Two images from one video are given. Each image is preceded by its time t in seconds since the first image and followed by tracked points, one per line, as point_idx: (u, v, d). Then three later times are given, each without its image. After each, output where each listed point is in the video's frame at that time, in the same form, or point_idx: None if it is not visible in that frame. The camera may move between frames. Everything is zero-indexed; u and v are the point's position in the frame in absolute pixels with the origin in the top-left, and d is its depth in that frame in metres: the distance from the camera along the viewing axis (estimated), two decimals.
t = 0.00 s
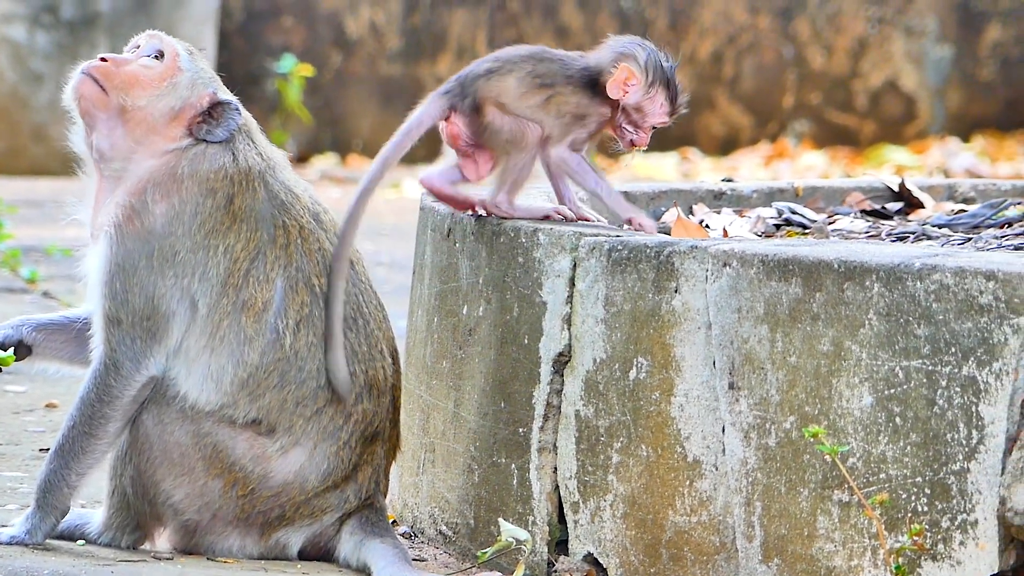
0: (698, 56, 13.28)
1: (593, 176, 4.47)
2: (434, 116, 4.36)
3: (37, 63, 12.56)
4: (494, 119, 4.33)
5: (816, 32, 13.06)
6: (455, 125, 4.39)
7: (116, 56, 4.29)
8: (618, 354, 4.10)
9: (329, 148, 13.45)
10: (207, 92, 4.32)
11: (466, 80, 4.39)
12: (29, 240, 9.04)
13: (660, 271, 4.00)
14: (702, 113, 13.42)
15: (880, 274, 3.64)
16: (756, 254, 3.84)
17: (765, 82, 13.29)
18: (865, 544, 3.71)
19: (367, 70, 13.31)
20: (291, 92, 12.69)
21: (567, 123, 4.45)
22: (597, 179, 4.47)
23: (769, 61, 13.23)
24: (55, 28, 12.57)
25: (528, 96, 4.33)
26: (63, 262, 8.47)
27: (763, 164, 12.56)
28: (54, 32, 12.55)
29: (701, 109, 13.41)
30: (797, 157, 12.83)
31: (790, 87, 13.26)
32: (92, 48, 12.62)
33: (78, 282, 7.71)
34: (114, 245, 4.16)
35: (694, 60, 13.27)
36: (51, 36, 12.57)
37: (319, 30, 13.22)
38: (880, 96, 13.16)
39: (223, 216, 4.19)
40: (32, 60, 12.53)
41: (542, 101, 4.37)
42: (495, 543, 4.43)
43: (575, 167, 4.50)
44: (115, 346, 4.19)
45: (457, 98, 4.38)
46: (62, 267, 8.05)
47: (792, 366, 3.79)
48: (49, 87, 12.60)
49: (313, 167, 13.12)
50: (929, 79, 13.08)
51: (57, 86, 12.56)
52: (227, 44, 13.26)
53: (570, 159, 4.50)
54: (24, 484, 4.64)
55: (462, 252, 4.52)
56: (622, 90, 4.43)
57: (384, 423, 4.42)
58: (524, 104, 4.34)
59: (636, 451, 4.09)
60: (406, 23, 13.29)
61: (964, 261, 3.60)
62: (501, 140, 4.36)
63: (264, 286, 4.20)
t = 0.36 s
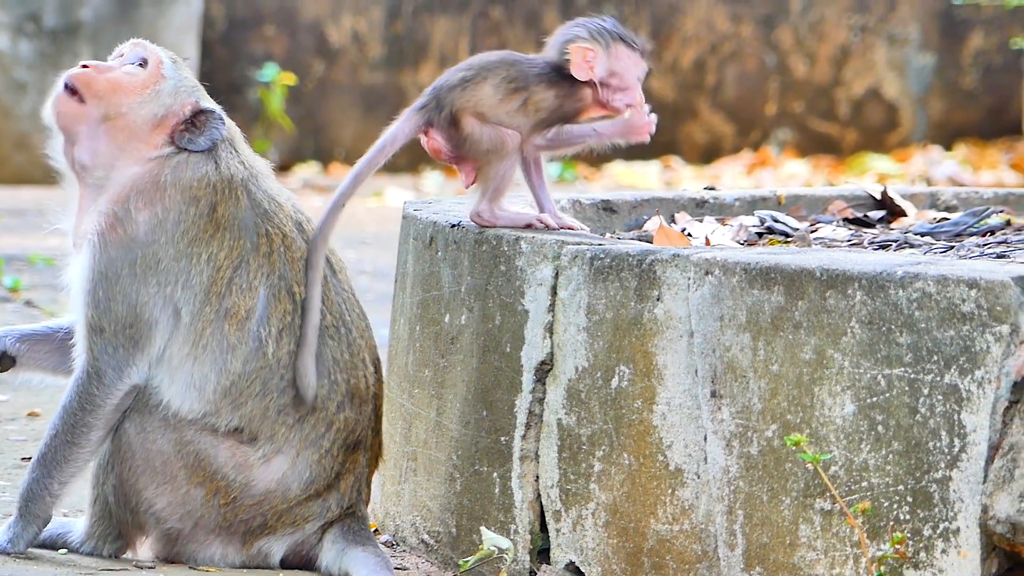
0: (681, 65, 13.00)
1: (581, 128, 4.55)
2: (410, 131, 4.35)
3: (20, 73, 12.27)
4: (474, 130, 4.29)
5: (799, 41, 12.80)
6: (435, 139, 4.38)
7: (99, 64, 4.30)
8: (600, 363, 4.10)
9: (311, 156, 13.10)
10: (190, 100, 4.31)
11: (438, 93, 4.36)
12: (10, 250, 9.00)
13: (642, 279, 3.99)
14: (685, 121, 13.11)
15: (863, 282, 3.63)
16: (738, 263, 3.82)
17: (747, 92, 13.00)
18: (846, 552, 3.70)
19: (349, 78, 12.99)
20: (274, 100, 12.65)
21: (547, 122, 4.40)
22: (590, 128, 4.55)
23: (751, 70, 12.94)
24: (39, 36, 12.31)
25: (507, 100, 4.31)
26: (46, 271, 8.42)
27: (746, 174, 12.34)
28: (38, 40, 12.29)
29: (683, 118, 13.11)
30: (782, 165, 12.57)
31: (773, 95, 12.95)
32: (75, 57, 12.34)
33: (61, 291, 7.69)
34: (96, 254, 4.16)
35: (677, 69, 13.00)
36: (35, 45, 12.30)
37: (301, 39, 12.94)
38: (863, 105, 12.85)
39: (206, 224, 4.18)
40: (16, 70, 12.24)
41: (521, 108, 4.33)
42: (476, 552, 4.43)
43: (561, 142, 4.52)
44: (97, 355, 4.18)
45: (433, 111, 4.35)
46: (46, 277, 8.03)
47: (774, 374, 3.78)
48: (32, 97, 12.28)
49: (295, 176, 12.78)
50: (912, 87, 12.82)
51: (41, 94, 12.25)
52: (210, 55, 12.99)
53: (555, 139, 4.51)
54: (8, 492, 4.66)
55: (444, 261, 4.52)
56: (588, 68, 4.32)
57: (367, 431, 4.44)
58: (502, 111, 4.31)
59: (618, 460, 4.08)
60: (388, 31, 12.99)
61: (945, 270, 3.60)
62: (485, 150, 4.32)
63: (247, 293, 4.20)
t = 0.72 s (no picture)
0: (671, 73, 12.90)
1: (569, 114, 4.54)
2: (400, 144, 4.34)
3: (10, 82, 12.25)
4: (464, 139, 4.28)
5: (789, 48, 12.69)
6: (426, 152, 4.37)
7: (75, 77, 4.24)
8: (591, 370, 4.10)
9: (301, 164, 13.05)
10: (171, 107, 4.27)
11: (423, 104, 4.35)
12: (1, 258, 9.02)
13: (634, 287, 3.99)
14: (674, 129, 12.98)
15: (854, 290, 3.63)
16: (729, 271, 3.83)
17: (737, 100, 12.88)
18: (839, 560, 3.70)
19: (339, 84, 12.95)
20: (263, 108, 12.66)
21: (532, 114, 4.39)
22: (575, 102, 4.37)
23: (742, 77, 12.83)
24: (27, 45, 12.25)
25: (492, 104, 4.29)
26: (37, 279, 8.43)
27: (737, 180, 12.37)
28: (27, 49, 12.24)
29: (671, 124, 12.98)
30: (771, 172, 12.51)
31: (763, 103, 12.84)
32: (65, 65, 12.29)
33: (53, 298, 7.69)
34: (86, 263, 4.15)
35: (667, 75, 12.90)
36: (24, 53, 12.25)
37: (292, 47, 12.92)
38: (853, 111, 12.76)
39: (196, 234, 4.19)
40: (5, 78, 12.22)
41: (505, 109, 4.32)
42: (469, 560, 4.44)
43: (547, 124, 4.39)
44: (88, 364, 4.17)
45: (419, 124, 4.35)
46: (37, 284, 8.03)
47: (765, 382, 3.78)
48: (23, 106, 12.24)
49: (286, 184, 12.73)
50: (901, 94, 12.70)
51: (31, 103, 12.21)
52: (200, 62, 12.94)
53: (540, 122, 4.39)
54: None
55: (435, 269, 4.52)
56: (565, 54, 4.33)
57: (359, 440, 4.45)
58: (489, 116, 4.29)
59: (610, 467, 4.08)
60: (377, 39, 12.91)
61: (937, 277, 3.61)
62: (477, 159, 4.32)
63: (238, 302, 4.20)
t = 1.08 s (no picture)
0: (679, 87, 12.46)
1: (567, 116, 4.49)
2: (404, 165, 4.36)
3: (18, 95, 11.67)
4: (467, 153, 4.32)
5: (796, 65, 12.37)
6: (432, 170, 4.39)
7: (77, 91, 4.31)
8: (599, 386, 4.09)
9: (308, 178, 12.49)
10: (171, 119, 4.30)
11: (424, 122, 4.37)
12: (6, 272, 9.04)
13: (641, 302, 3.98)
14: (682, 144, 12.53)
15: (861, 304, 3.64)
16: (736, 285, 3.83)
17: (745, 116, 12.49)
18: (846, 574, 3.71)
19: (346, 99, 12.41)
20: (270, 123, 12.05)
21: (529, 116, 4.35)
22: (566, 94, 4.29)
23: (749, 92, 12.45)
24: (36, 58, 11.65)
25: (490, 114, 4.30)
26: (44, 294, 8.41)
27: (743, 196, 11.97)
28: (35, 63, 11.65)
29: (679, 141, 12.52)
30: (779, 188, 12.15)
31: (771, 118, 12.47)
32: (72, 80, 11.70)
33: (59, 314, 7.67)
34: (93, 278, 4.18)
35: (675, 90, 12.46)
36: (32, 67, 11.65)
37: (299, 61, 12.38)
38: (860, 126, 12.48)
39: (203, 249, 4.18)
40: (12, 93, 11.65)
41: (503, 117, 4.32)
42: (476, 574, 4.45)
43: (540, 119, 4.30)
44: (96, 379, 4.20)
45: (421, 142, 4.37)
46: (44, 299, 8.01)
47: (773, 397, 3.78)
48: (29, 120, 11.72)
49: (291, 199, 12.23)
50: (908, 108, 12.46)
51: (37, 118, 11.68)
52: (206, 78, 12.41)
53: (532, 119, 4.31)
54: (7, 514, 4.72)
55: (442, 283, 4.52)
56: (549, 53, 4.28)
57: (367, 455, 4.44)
58: (489, 126, 4.31)
59: (617, 482, 4.07)
60: (384, 53, 12.38)
61: (944, 292, 3.61)
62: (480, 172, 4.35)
63: (246, 317, 4.19)
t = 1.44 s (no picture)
0: (682, 103, 12.37)
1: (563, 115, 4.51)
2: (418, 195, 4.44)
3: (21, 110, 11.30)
4: (481, 173, 4.31)
5: (799, 78, 12.29)
6: (450, 197, 4.39)
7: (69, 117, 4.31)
8: (602, 402, 4.08)
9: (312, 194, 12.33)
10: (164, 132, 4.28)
11: (434, 147, 4.42)
12: (12, 288, 9.02)
13: (645, 317, 3.97)
14: (685, 159, 12.46)
15: (865, 319, 3.64)
16: (739, 301, 3.82)
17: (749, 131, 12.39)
18: None
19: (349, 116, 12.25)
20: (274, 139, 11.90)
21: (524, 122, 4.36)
22: (561, 103, 4.32)
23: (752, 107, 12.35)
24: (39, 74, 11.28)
25: (496, 131, 4.34)
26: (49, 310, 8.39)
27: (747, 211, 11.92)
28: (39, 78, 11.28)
29: (682, 156, 12.46)
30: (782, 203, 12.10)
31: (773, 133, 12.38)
32: (75, 95, 11.34)
33: (62, 329, 7.68)
34: (97, 296, 4.17)
35: (678, 106, 12.37)
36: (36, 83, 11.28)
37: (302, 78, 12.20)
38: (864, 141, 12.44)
39: (208, 266, 4.19)
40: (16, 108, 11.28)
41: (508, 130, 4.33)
42: None
43: (534, 125, 4.31)
44: (100, 395, 4.19)
45: (433, 168, 4.41)
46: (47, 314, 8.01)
47: (776, 413, 3.77)
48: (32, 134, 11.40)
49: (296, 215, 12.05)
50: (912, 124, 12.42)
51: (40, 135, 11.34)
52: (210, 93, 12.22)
53: (525, 125, 4.31)
54: (10, 530, 4.74)
55: (446, 298, 4.52)
56: (528, 54, 4.31)
57: (370, 470, 4.44)
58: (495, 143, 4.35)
59: (621, 498, 4.07)
60: (388, 69, 12.22)
61: (947, 307, 3.62)
62: (495, 189, 4.32)
63: (250, 333, 4.20)
